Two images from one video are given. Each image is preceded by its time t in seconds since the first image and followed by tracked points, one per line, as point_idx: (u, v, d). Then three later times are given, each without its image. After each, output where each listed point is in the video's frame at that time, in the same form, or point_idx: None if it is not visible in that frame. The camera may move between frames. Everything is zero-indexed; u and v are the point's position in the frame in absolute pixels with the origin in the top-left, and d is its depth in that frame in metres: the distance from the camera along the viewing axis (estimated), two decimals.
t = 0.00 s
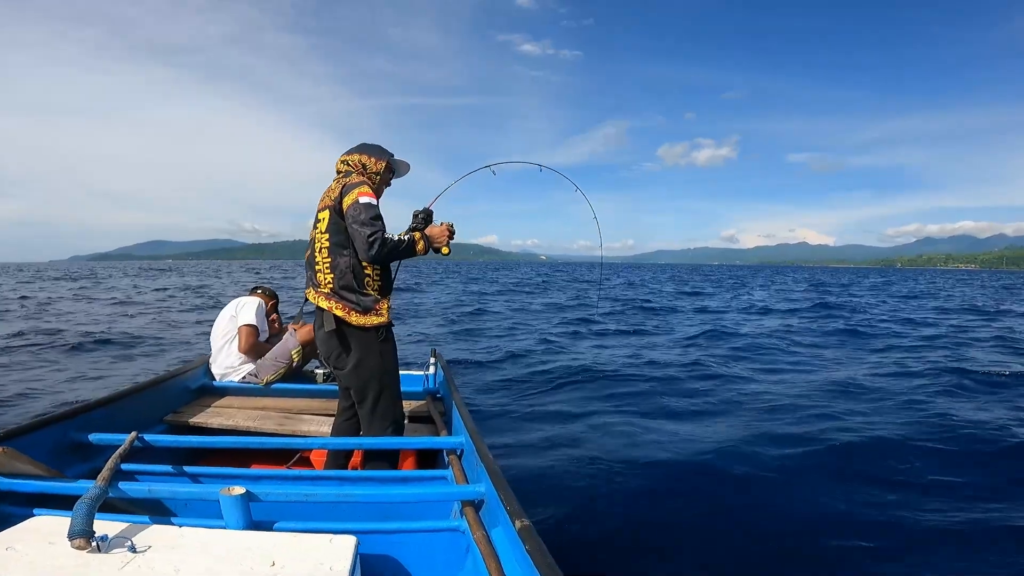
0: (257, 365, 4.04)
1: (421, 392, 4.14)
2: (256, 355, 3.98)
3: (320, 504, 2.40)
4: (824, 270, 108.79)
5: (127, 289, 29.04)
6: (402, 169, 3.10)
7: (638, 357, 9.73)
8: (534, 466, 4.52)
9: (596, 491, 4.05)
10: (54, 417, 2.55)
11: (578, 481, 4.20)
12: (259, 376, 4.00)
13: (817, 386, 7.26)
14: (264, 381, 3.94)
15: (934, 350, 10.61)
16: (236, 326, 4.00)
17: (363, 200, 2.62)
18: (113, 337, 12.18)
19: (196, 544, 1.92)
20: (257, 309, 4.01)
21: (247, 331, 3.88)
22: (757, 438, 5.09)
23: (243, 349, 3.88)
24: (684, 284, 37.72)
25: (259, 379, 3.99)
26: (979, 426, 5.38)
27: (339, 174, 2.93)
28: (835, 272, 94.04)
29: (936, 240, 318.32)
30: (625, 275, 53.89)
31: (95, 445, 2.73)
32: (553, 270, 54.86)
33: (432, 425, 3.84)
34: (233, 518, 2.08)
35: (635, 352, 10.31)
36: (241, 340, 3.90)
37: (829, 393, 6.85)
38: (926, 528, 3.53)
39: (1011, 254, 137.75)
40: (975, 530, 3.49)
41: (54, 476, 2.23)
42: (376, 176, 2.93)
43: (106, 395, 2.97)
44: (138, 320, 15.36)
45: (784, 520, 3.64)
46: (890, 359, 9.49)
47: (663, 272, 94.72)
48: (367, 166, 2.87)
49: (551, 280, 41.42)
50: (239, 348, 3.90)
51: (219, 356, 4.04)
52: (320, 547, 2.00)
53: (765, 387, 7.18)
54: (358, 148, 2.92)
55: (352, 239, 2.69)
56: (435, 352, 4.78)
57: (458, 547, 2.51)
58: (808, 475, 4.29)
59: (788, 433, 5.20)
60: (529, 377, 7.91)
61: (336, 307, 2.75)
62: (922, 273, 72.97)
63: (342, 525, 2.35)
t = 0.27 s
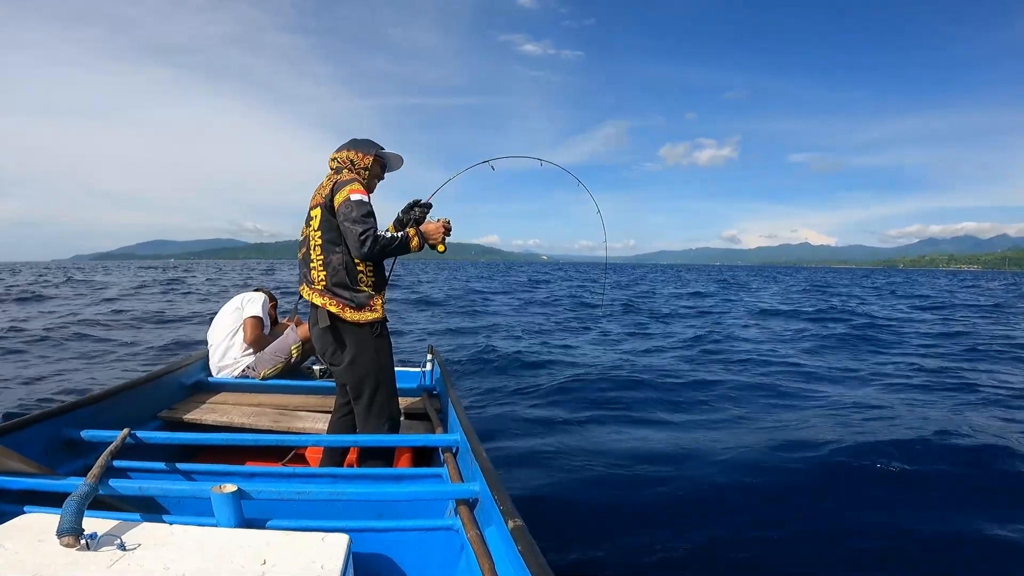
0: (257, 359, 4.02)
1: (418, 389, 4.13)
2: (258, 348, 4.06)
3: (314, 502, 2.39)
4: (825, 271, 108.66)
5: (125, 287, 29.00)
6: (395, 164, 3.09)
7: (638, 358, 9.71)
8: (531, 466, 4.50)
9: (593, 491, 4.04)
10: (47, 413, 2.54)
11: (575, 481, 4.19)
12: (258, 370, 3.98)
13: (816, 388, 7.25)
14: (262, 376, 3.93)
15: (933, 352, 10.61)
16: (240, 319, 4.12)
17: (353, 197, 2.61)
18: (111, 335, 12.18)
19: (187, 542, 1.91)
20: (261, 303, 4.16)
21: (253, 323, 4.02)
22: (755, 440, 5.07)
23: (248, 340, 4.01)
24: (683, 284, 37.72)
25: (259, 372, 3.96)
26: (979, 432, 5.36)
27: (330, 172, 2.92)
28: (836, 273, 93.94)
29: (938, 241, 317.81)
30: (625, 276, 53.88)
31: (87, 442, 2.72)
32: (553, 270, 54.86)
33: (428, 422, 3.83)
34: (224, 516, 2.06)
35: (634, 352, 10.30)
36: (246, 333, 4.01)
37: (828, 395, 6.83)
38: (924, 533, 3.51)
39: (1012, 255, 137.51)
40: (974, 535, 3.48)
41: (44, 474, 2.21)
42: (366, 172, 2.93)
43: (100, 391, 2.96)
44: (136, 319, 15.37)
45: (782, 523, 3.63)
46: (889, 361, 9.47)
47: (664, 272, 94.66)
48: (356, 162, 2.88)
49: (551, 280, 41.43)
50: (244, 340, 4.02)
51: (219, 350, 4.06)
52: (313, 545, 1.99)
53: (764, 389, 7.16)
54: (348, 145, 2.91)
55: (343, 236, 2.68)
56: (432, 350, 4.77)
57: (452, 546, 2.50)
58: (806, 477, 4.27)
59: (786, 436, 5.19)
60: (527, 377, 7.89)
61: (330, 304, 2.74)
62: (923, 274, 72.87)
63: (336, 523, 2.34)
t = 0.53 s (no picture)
0: (261, 353, 4.15)
1: (417, 385, 4.18)
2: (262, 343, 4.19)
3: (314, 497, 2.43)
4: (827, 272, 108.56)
5: (125, 285, 29.04)
6: (389, 163, 3.10)
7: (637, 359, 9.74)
8: (529, 465, 4.54)
9: (590, 490, 4.07)
10: (51, 411, 2.58)
11: (573, 481, 4.23)
12: (262, 364, 4.11)
13: (814, 390, 7.29)
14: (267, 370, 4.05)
15: (930, 354, 10.65)
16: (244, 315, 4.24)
17: (345, 199, 2.64)
18: (112, 335, 12.24)
19: (191, 537, 1.95)
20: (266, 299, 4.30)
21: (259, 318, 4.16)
22: (752, 441, 5.10)
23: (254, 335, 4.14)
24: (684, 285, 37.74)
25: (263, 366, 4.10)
26: (975, 435, 5.40)
27: (324, 174, 2.95)
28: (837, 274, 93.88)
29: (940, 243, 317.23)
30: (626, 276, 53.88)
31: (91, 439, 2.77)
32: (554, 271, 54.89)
33: (426, 418, 3.87)
34: (227, 512, 2.10)
35: (633, 353, 10.33)
36: (252, 329, 4.15)
37: (826, 397, 6.87)
38: (919, 535, 3.55)
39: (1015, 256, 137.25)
40: (968, 538, 3.52)
41: (50, 471, 2.25)
42: (358, 171, 2.96)
43: (102, 389, 2.99)
44: (137, 318, 15.43)
45: (778, 523, 3.66)
46: (887, 363, 9.49)
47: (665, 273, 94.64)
48: (349, 162, 2.91)
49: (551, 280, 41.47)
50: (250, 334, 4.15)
51: (222, 344, 4.15)
52: (314, 540, 2.02)
53: (762, 390, 7.19)
54: (340, 146, 2.94)
55: (337, 237, 2.71)
56: (431, 346, 4.81)
57: (450, 541, 2.54)
58: (802, 479, 4.30)
59: (783, 437, 5.22)
60: (526, 377, 7.92)
61: (326, 303, 2.78)
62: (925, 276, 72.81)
63: (335, 518, 2.38)
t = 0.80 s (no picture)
0: (259, 343, 4.12)
1: (416, 378, 4.14)
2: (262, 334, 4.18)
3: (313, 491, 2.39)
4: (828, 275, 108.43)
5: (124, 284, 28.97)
6: (387, 154, 3.07)
7: (637, 359, 9.70)
8: (529, 463, 4.51)
9: (591, 489, 4.04)
10: (45, 402, 2.54)
11: (574, 479, 4.19)
12: (261, 353, 4.08)
13: (816, 390, 7.25)
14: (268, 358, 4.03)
15: (932, 356, 10.63)
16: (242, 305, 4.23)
17: (340, 188, 2.61)
18: (111, 333, 12.21)
19: (186, 531, 1.91)
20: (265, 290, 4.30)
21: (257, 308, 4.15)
22: (753, 442, 5.08)
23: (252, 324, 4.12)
24: (684, 287, 37.69)
25: (262, 355, 4.06)
26: (979, 437, 5.37)
27: (322, 164, 2.93)
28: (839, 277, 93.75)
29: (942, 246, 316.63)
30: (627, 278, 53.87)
31: (86, 431, 2.73)
32: (555, 273, 54.92)
33: (426, 412, 3.84)
34: (223, 505, 2.06)
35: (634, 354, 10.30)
36: (251, 320, 4.13)
37: (827, 398, 6.84)
38: (925, 536, 3.51)
39: (1016, 260, 137.10)
40: (974, 540, 3.48)
41: (43, 463, 2.22)
42: (357, 163, 2.93)
43: (98, 380, 2.96)
44: (136, 317, 15.41)
45: (783, 523, 3.63)
46: (889, 365, 9.45)
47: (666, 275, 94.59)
48: (348, 153, 2.87)
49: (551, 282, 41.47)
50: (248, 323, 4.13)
51: (221, 335, 4.13)
52: (312, 535, 1.99)
53: (763, 391, 7.15)
54: (337, 137, 2.92)
55: (332, 227, 2.68)
56: (431, 340, 4.78)
57: (450, 536, 2.51)
58: (804, 480, 4.27)
59: (785, 438, 5.19)
60: (526, 377, 7.89)
61: (322, 293, 2.75)
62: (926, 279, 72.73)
63: (335, 512, 2.34)
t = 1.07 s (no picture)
0: (255, 333, 4.17)
1: (416, 373, 4.13)
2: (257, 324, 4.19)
3: (310, 485, 2.37)
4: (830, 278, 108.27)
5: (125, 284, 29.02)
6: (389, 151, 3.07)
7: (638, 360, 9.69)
8: (528, 460, 4.49)
9: (591, 485, 4.02)
10: (41, 392, 2.53)
11: (573, 476, 4.17)
12: (258, 343, 4.13)
13: (816, 392, 7.23)
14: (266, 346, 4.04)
15: (932, 359, 10.60)
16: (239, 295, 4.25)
17: (334, 179, 2.59)
18: (111, 333, 12.22)
19: (182, 524, 1.89)
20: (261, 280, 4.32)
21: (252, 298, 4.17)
22: (754, 440, 5.05)
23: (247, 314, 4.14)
24: (685, 290, 37.66)
25: (260, 345, 4.13)
26: (980, 439, 5.34)
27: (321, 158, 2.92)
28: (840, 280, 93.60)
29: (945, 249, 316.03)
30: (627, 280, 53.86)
31: (82, 421, 2.72)
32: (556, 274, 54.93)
33: (424, 408, 3.82)
34: (220, 498, 2.04)
35: (634, 356, 10.28)
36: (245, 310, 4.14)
37: (828, 399, 6.81)
38: (926, 535, 3.49)
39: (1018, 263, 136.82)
40: (976, 541, 3.46)
41: (38, 453, 2.20)
42: (357, 158, 2.92)
43: (95, 370, 2.94)
44: (137, 316, 15.45)
45: (784, 522, 3.60)
46: (890, 368, 9.42)
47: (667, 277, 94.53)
48: (349, 149, 2.85)
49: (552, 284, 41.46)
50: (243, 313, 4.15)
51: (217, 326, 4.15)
52: (309, 529, 1.97)
53: (763, 393, 7.13)
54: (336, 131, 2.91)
55: (327, 219, 2.67)
56: (430, 336, 4.77)
57: (448, 532, 2.49)
58: (804, 478, 4.25)
59: (786, 437, 5.16)
60: (526, 378, 7.88)
61: (318, 285, 2.74)
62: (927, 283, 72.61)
63: (332, 506, 2.32)
